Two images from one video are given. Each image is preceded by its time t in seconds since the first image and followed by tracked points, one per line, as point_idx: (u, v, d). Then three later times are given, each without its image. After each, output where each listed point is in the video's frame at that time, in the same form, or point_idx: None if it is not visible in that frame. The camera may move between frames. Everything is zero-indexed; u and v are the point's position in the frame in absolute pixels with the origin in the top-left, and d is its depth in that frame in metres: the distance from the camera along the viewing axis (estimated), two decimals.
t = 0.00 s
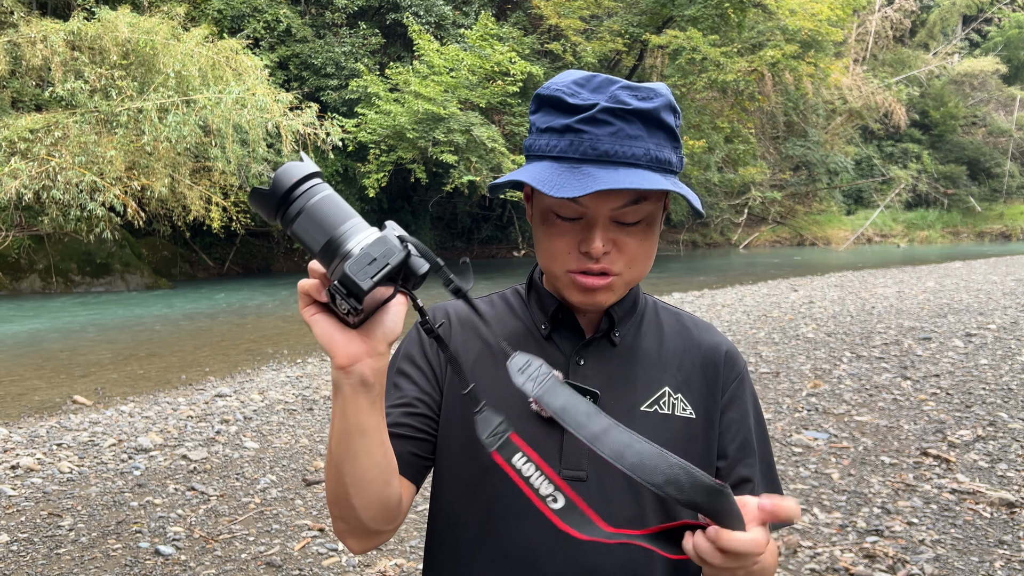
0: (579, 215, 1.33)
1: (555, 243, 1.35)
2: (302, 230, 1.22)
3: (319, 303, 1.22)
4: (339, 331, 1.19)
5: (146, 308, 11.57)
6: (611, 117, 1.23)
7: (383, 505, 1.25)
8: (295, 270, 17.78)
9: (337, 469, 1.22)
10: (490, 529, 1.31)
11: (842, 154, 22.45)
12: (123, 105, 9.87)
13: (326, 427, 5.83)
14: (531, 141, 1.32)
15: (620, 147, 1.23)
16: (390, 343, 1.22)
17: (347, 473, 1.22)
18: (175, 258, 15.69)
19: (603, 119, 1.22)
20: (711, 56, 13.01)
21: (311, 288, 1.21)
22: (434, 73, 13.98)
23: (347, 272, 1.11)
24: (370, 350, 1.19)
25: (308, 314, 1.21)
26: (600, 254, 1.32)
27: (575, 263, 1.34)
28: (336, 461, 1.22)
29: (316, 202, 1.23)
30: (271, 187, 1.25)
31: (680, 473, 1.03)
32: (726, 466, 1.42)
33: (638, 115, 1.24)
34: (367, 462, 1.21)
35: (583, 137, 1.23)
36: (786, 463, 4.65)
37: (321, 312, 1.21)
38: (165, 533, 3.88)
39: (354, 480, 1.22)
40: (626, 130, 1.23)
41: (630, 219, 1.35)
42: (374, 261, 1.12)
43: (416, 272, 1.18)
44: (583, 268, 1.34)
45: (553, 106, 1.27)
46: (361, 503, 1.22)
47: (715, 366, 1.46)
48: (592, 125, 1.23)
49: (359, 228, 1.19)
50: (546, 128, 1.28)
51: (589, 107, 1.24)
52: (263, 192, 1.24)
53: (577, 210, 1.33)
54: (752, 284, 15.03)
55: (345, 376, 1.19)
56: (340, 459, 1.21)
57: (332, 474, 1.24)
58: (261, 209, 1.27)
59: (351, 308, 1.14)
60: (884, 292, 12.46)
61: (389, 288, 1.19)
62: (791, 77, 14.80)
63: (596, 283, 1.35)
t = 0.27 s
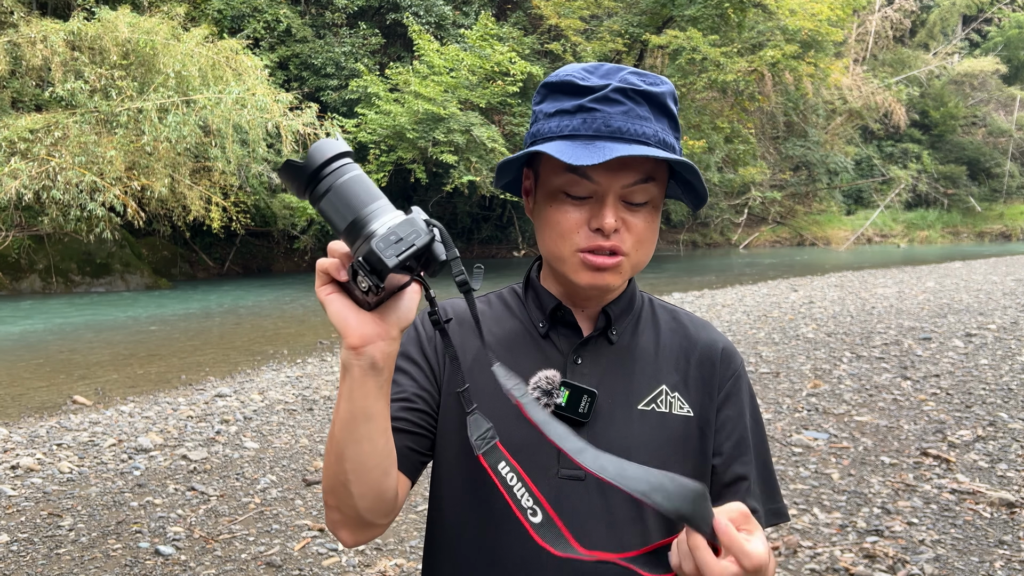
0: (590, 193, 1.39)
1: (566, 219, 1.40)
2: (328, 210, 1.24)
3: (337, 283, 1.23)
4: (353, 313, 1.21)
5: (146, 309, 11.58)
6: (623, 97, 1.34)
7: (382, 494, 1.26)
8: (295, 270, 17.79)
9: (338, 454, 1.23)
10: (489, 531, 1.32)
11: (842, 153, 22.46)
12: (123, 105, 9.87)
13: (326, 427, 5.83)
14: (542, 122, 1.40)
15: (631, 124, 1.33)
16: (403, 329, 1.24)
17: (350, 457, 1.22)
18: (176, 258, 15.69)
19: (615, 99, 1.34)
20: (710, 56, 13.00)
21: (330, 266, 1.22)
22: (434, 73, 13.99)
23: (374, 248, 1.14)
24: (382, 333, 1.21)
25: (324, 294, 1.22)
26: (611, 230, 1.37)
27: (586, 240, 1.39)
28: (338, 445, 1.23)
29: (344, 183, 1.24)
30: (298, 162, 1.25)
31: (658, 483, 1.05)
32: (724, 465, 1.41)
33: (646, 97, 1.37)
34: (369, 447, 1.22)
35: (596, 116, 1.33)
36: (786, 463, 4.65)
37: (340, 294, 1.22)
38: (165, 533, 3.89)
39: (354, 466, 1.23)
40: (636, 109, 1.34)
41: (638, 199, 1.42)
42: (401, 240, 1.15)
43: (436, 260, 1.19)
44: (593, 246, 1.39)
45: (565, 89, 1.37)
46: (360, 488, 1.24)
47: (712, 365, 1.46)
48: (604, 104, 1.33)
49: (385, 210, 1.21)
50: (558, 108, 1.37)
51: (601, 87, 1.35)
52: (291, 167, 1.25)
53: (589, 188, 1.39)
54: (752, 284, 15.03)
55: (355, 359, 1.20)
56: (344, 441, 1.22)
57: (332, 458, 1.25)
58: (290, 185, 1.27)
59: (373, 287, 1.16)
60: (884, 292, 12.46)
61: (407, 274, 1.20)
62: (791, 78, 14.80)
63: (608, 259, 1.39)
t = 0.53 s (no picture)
0: (584, 188, 1.43)
1: (561, 213, 1.43)
2: (324, 210, 1.28)
3: (329, 283, 1.23)
4: (343, 314, 1.20)
5: (146, 309, 11.57)
6: (617, 93, 1.36)
7: (375, 493, 1.25)
8: (295, 270, 17.78)
9: (329, 454, 1.22)
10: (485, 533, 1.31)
11: (842, 153, 22.45)
12: (123, 105, 9.87)
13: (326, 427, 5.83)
14: (537, 118, 1.43)
15: (624, 119, 1.36)
16: (393, 333, 1.23)
17: (341, 460, 1.21)
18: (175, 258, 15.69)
19: (610, 95, 1.36)
20: (711, 56, 13.00)
21: (323, 267, 1.22)
22: (434, 73, 13.99)
23: (365, 247, 1.16)
24: (372, 334, 1.20)
25: (316, 293, 1.22)
26: (605, 223, 1.40)
27: (580, 233, 1.42)
28: (329, 444, 1.22)
29: (341, 184, 1.29)
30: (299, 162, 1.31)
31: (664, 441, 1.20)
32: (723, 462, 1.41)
33: (641, 92, 1.39)
34: (360, 449, 1.21)
35: (591, 111, 1.35)
36: (786, 463, 4.65)
37: (332, 293, 1.22)
38: (165, 533, 3.88)
39: (346, 468, 1.21)
40: (631, 105, 1.36)
41: (632, 193, 1.45)
42: (392, 239, 1.17)
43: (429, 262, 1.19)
44: (587, 240, 1.42)
45: (560, 86, 1.41)
46: (352, 489, 1.22)
47: (711, 363, 1.46)
48: (599, 99, 1.36)
49: (378, 212, 1.24)
50: (553, 105, 1.40)
51: (596, 83, 1.38)
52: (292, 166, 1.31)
53: (584, 183, 1.43)
54: (751, 284, 15.03)
55: (346, 359, 1.19)
56: (335, 441, 1.21)
57: (324, 458, 1.24)
58: (285, 178, 1.34)
59: (363, 285, 1.17)
60: (884, 292, 12.46)
61: (399, 277, 1.21)
62: (791, 78, 14.79)
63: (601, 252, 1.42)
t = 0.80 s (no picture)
0: (593, 184, 1.42)
1: (567, 209, 1.42)
2: (292, 224, 1.28)
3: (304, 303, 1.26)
4: (312, 332, 1.22)
5: (146, 309, 11.56)
6: (626, 91, 1.38)
7: (366, 507, 1.27)
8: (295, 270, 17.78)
9: (316, 472, 1.25)
10: (483, 533, 1.34)
11: (842, 153, 22.45)
12: (123, 105, 9.87)
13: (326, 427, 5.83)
14: (545, 112, 1.42)
15: (634, 117, 1.37)
16: (365, 351, 1.23)
17: (327, 477, 1.23)
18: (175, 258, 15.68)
19: (619, 92, 1.38)
20: (711, 56, 13.00)
21: (295, 286, 1.25)
22: (434, 73, 13.98)
23: (321, 253, 1.15)
24: (338, 351, 1.21)
25: (289, 313, 1.25)
26: (614, 220, 1.40)
27: (588, 229, 1.41)
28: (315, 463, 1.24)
29: (310, 197, 1.29)
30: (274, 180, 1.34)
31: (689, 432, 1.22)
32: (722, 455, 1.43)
33: (648, 92, 1.42)
34: (342, 464, 1.23)
35: (602, 108, 1.37)
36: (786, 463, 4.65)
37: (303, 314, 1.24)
38: (165, 533, 3.88)
39: (332, 484, 1.23)
40: (639, 104, 1.39)
41: (639, 190, 1.45)
42: (351, 245, 1.14)
43: (391, 273, 1.18)
44: (596, 236, 1.41)
45: (570, 82, 1.41)
46: (343, 503, 1.25)
47: (707, 357, 1.49)
48: (610, 97, 1.37)
49: (339, 224, 1.22)
50: (561, 101, 1.40)
51: (606, 81, 1.39)
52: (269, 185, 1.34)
53: (593, 179, 1.42)
54: (752, 284, 15.02)
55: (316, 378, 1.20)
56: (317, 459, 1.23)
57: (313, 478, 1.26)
58: (264, 201, 1.37)
59: (322, 295, 1.16)
60: (884, 292, 12.46)
61: (361, 292, 1.18)
62: (791, 78, 14.79)
63: (610, 249, 1.42)
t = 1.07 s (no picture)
0: (595, 181, 1.43)
1: (569, 204, 1.43)
2: (292, 233, 1.31)
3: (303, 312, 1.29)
4: (309, 341, 1.23)
5: (146, 309, 11.56)
6: (627, 88, 1.39)
7: (363, 513, 1.28)
8: (295, 270, 17.77)
9: (313, 481, 1.25)
10: (478, 534, 1.34)
11: (842, 153, 22.44)
12: (123, 105, 9.87)
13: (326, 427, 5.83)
14: (543, 109, 1.42)
15: (637, 114, 1.39)
16: (360, 359, 1.24)
17: (324, 484, 1.24)
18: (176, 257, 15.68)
19: (621, 90, 1.39)
20: (711, 56, 13.00)
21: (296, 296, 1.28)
22: (434, 73, 14.00)
23: (322, 259, 1.17)
24: (333, 360, 1.22)
25: (288, 322, 1.27)
26: (616, 217, 1.41)
27: (590, 226, 1.42)
28: (311, 470, 1.25)
29: (309, 208, 1.31)
30: (276, 188, 1.37)
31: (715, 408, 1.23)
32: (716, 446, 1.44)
33: (647, 91, 1.43)
34: (338, 473, 1.24)
35: (604, 105, 1.37)
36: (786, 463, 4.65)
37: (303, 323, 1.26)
38: (165, 533, 3.88)
39: (329, 492, 1.25)
40: (640, 102, 1.40)
41: (639, 186, 1.46)
42: (350, 254, 1.17)
43: (389, 283, 1.20)
44: (597, 233, 1.42)
45: (569, 79, 1.42)
46: (340, 511, 1.26)
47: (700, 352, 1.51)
48: (612, 94, 1.38)
49: (339, 233, 1.24)
50: (562, 97, 1.40)
51: (608, 78, 1.40)
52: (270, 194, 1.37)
53: (595, 175, 1.43)
54: (752, 284, 15.02)
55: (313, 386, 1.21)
56: (315, 468, 1.24)
57: (311, 486, 1.27)
58: (266, 210, 1.40)
59: (320, 299, 1.17)
60: (884, 292, 12.46)
61: (360, 300, 1.20)
62: (792, 78, 14.78)
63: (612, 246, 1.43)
